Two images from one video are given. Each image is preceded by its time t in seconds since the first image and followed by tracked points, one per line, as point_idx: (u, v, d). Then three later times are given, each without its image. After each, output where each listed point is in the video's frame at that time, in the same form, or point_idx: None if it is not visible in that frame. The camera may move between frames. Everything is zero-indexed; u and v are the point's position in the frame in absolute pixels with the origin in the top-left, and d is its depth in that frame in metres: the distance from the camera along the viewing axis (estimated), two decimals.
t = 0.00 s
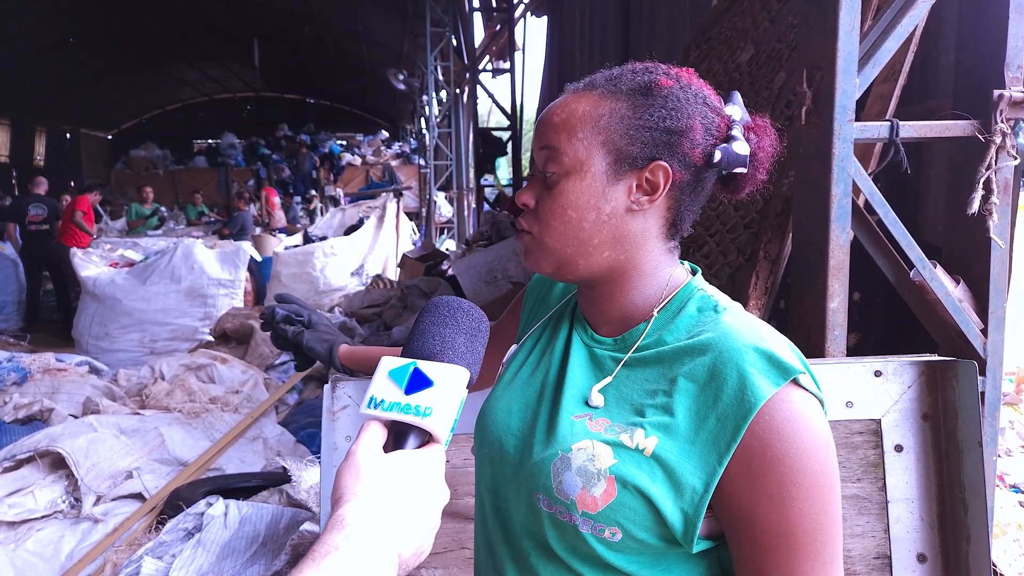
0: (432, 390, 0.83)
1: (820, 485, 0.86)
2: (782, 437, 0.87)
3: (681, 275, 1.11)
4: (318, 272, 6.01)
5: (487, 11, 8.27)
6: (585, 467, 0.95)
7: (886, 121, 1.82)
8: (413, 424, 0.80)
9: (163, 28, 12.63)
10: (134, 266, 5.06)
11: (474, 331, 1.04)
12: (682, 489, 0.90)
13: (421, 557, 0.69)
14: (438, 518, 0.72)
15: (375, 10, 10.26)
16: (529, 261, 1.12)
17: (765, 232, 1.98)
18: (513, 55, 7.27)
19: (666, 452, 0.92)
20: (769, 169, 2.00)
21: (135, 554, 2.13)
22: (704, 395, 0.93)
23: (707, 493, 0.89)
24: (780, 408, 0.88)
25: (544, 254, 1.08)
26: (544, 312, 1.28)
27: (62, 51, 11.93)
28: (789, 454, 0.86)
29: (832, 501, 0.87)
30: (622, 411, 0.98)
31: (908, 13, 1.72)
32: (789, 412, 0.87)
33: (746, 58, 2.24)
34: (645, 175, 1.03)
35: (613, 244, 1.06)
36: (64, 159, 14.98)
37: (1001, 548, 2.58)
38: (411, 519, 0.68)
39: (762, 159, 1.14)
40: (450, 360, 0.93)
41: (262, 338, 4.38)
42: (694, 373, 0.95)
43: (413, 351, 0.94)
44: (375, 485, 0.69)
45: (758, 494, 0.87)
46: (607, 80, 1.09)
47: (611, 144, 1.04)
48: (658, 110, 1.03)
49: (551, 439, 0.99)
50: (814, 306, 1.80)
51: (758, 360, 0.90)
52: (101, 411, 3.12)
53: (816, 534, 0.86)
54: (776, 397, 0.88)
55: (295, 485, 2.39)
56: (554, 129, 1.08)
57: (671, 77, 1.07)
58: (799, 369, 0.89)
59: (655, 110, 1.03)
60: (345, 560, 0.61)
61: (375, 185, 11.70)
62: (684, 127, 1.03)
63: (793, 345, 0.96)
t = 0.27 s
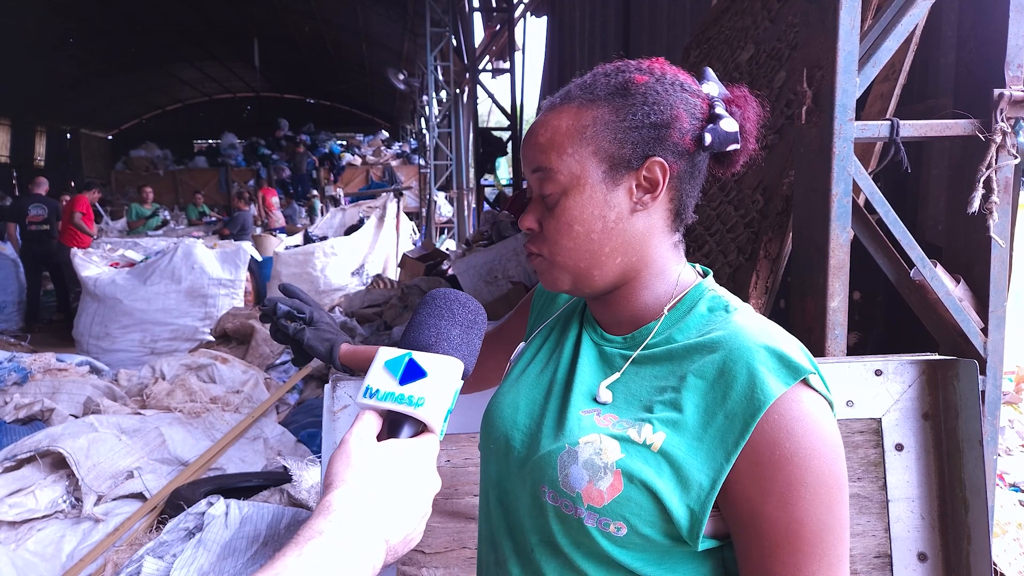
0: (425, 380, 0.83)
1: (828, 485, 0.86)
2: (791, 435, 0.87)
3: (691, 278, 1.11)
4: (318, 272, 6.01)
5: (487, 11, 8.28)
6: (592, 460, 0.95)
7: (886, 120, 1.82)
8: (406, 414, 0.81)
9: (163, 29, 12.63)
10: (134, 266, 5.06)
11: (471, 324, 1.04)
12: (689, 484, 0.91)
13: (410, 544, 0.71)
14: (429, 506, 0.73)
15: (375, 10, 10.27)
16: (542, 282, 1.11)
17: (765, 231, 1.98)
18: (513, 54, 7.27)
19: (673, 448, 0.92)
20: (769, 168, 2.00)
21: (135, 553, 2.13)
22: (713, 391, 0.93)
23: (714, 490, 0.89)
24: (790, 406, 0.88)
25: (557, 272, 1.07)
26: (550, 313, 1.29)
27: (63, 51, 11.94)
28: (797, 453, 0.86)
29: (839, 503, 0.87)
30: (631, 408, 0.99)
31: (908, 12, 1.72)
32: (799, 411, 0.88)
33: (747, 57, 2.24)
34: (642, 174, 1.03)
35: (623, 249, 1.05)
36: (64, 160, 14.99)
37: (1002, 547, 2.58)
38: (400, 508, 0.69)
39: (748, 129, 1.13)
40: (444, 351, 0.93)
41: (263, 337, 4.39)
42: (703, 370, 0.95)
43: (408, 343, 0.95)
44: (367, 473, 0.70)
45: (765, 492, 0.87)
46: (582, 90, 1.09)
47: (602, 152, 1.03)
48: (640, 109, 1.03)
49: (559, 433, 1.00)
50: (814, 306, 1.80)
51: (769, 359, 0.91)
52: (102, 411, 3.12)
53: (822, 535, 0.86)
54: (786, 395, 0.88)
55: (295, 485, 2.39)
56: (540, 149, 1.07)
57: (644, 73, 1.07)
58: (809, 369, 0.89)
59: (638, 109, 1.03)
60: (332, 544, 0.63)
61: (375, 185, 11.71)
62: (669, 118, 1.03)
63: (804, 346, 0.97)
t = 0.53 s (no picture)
0: (430, 384, 0.83)
1: (835, 492, 0.86)
2: (798, 443, 0.87)
3: (692, 278, 1.11)
4: (319, 272, 6.02)
5: (488, 11, 8.28)
6: (596, 470, 0.95)
7: (887, 121, 1.82)
8: (411, 417, 0.81)
9: (163, 29, 12.64)
10: (135, 266, 5.06)
11: (478, 328, 1.04)
12: (695, 492, 0.91)
13: (413, 548, 0.71)
14: (432, 510, 0.73)
15: (375, 10, 10.28)
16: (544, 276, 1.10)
17: (765, 231, 1.98)
18: (514, 54, 7.28)
19: (679, 456, 0.92)
20: (770, 168, 2.00)
21: (136, 553, 2.13)
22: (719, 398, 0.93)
23: (720, 498, 0.90)
24: (796, 413, 0.88)
25: (557, 260, 1.06)
26: (549, 312, 1.28)
27: (64, 51, 11.96)
28: (805, 461, 0.86)
29: (846, 509, 0.87)
30: (636, 414, 0.98)
31: (909, 12, 1.72)
32: (805, 417, 0.87)
33: (747, 58, 2.24)
34: (637, 155, 1.03)
35: (621, 232, 1.05)
36: (65, 160, 15.00)
37: (1002, 547, 2.58)
38: (400, 511, 0.69)
39: (746, 126, 1.14)
40: (451, 354, 0.95)
41: (264, 337, 4.39)
42: (708, 376, 0.95)
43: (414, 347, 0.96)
44: (370, 475, 0.70)
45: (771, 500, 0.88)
46: (575, 89, 1.13)
47: (595, 135, 1.05)
48: (631, 95, 1.06)
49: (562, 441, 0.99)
50: (814, 306, 1.80)
51: (775, 364, 0.91)
52: (103, 411, 3.12)
53: (830, 542, 0.86)
54: (792, 402, 0.88)
55: (296, 485, 2.39)
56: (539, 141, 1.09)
57: (636, 69, 1.11)
58: (815, 375, 0.89)
59: (628, 95, 1.06)
60: (329, 544, 0.62)
61: (376, 185, 11.71)
62: (660, 103, 1.05)
63: (807, 349, 0.97)
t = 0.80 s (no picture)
0: (436, 388, 0.83)
1: (833, 487, 0.86)
2: (796, 439, 0.87)
3: (689, 276, 1.11)
4: (319, 272, 6.02)
5: (488, 11, 8.28)
6: (596, 468, 0.95)
7: (887, 120, 1.81)
8: (417, 421, 0.80)
9: (162, 28, 12.63)
10: (135, 266, 5.06)
11: (485, 332, 1.03)
12: (694, 490, 0.91)
13: (416, 553, 0.71)
14: (436, 514, 0.73)
15: (375, 10, 10.27)
16: (541, 270, 1.11)
17: (766, 231, 1.98)
18: (513, 54, 7.28)
19: (678, 453, 0.92)
20: (770, 169, 2.01)
21: (135, 553, 2.13)
22: (716, 395, 0.93)
23: (719, 495, 0.89)
24: (793, 409, 0.88)
25: (554, 255, 1.07)
26: (548, 313, 1.29)
27: (63, 51, 11.95)
28: (802, 457, 0.86)
29: (845, 503, 0.87)
30: (633, 412, 0.98)
31: (909, 12, 1.72)
32: (802, 413, 0.87)
33: (747, 57, 2.24)
34: (639, 156, 1.04)
35: (620, 233, 1.05)
36: (64, 159, 15.00)
37: (1002, 546, 2.58)
38: (404, 515, 0.69)
39: (754, 139, 1.14)
40: (457, 359, 0.95)
41: (264, 336, 4.39)
42: (706, 374, 0.95)
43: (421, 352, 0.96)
44: (373, 477, 0.70)
45: (771, 497, 0.87)
46: (587, 88, 1.14)
47: (600, 134, 1.06)
48: (639, 97, 1.06)
49: (561, 439, 1.00)
50: (814, 306, 1.80)
51: (771, 360, 0.91)
52: (102, 410, 3.12)
53: (829, 537, 0.86)
54: (788, 398, 0.88)
55: (296, 484, 2.39)
56: (545, 135, 1.10)
57: (647, 72, 1.12)
58: (811, 370, 0.89)
59: (636, 98, 1.06)
60: (327, 546, 0.62)
61: (375, 184, 11.71)
62: (668, 107, 1.06)
63: (804, 345, 0.97)
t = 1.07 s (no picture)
0: (440, 390, 0.83)
1: (839, 485, 0.86)
2: (802, 439, 0.87)
3: (688, 276, 1.11)
4: (319, 272, 6.02)
5: (487, 11, 8.28)
6: (603, 470, 0.95)
7: (887, 120, 1.81)
8: (420, 423, 0.80)
9: (162, 28, 12.62)
10: (134, 266, 5.06)
11: (489, 335, 1.04)
12: (701, 491, 0.91)
13: (417, 554, 0.71)
14: (438, 516, 0.73)
15: (375, 10, 10.27)
16: (541, 276, 1.10)
17: (765, 231, 1.98)
18: (513, 54, 7.27)
19: (684, 454, 0.92)
20: (769, 169, 2.01)
21: (135, 553, 2.13)
22: (722, 396, 0.93)
23: (726, 496, 0.90)
24: (798, 410, 0.88)
25: (557, 264, 1.06)
26: (548, 316, 1.28)
27: (63, 51, 11.94)
28: (809, 457, 0.86)
29: (850, 501, 0.87)
30: (638, 414, 0.98)
31: (909, 11, 1.72)
32: (807, 414, 0.87)
33: (747, 57, 2.24)
34: (639, 161, 1.04)
35: (623, 238, 1.05)
36: (64, 159, 14.99)
37: (1002, 546, 2.58)
38: (406, 517, 0.69)
39: (738, 136, 1.16)
40: (461, 360, 0.95)
41: (263, 336, 4.39)
42: (711, 375, 0.94)
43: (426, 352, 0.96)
44: (375, 480, 0.69)
45: (778, 497, 0.88)
46: (577, 90, 1.12)
47: (599, 139, 1.04)
48: (634, 100, 1.06)
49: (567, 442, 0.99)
50: (814, 305, 1.80)
51: (776, 362, 0.91)
52: (102, 410, 3.11)
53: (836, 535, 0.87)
54: (793, 399, 0.88)
55: (296, 484, 2.39)
56: (539, 141, 1.08)
57: (637, 73, 1.11)
58: (815, 370, 0.89)
59: (632, 100, 1.06)
60: (328, 549, 0.62)
61: (375, 184, 11.70)
62: (663, 108, 1.06)
63: (806, 344, 0.97)
